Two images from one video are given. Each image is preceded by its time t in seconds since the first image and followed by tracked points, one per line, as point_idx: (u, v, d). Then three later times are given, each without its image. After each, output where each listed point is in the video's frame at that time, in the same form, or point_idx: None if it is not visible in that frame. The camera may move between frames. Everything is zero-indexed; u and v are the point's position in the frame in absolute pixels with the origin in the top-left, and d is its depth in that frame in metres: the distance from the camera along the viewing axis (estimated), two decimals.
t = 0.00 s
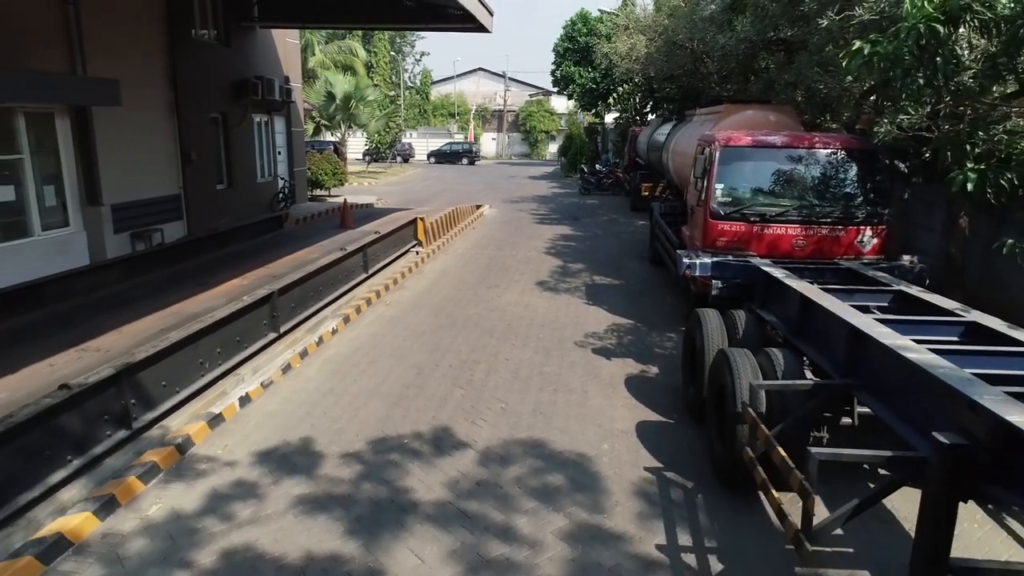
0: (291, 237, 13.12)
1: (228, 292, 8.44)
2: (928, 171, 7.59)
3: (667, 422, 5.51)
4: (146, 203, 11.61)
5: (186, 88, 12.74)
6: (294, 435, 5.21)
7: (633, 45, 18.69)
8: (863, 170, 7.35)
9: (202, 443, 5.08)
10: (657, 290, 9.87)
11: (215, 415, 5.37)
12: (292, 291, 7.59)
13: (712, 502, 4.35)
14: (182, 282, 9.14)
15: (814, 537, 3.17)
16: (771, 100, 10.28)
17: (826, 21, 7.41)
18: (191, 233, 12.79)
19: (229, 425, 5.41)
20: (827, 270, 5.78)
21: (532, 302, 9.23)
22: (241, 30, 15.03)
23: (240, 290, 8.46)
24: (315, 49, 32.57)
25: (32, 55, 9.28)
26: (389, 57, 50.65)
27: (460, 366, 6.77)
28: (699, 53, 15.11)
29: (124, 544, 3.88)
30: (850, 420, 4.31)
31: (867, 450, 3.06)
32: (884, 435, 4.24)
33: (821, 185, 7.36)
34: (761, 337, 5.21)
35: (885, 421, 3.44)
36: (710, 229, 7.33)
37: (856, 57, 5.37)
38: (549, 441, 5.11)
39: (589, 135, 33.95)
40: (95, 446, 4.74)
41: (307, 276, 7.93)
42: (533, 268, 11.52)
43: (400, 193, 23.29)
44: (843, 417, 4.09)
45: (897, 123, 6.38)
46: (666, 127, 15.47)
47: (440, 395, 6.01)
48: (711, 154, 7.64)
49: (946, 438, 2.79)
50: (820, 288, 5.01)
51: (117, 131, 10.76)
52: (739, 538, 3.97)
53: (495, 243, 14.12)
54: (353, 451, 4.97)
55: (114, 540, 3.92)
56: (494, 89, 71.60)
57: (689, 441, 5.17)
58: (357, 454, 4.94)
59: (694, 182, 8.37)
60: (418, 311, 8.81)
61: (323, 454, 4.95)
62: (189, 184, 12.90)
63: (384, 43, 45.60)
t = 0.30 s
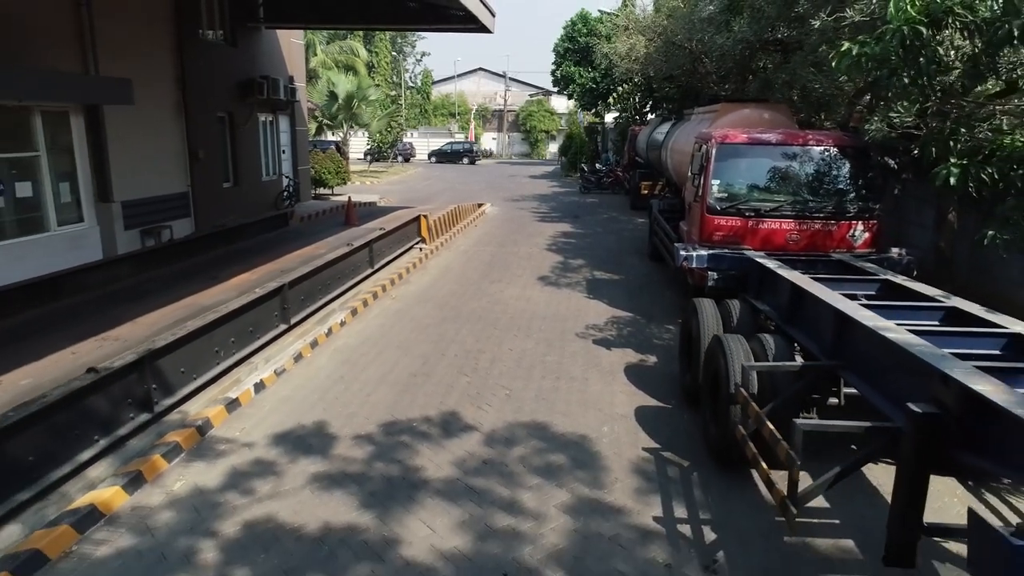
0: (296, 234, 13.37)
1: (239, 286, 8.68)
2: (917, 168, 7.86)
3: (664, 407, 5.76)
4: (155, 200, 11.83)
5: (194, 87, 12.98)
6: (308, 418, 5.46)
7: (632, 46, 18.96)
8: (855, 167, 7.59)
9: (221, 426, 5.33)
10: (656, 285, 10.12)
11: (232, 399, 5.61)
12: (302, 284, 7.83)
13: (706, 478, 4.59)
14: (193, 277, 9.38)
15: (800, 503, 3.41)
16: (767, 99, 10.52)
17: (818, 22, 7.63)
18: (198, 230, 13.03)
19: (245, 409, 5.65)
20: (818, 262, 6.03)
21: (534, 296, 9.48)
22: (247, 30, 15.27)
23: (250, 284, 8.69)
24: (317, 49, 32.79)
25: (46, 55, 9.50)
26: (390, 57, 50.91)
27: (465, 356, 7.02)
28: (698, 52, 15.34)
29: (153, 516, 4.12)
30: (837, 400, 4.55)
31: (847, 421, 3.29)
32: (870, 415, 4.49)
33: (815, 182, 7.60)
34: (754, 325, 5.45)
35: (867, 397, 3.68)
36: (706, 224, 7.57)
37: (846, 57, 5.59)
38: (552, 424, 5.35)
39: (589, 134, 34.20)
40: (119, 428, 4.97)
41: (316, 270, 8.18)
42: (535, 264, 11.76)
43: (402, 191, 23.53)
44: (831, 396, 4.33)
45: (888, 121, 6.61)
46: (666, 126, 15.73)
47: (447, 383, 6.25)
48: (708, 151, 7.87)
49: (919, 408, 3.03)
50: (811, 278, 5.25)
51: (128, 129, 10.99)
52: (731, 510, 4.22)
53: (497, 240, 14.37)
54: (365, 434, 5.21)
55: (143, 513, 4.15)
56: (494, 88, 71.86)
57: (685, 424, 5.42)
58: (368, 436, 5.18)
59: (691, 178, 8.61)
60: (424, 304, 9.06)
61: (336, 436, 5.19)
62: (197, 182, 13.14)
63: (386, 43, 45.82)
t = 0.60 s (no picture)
0: (302, 231, 13.61)
1: (249, 280, 8.91)
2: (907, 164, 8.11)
3: (663, 392, 6.00)
4: (164, 198, 12.05)
5: (201, 86, 13.22)
6: (322, 403, 5.70)
7: (632, 46, 19.22)
8: (848, 164, 7.82)
9: (238, 410, 5.56)
10: (655, 280, 10.35)
11: (248, 385, 5.84)
12: (311, 277, 8.06)
13: (702, 457, 4.83)
14: (203, 271, 9.61)
15: (790, 472, 3.64)
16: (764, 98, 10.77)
17: (811, 22, 7.87)
18: (206, 227, 13.26)
19: (260, 395, 5.88)
20: (811, 254, 6.27)
21: (536, 290, 9.72)
22: (253, 30, 15.51)
23: (260, 278, 8.93)
24: (318, 49, 33.02)
25: (60, 55, 9.73)
26: (391, 57, 51.16)
27: (470, 345, 7.26)
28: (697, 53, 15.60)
29: (179, 490, 4.36)
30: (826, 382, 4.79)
31: (833, 397, 3.52)
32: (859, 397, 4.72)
33: (809, 178, 7.82)
34: (749, 313, 5.68)
35: (853, 377, 3.91)
36: (704, 219, 7.81)
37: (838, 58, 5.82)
38: (555, 408, 5.58)
39: (589, 133, 34.44)
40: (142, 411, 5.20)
41: (324, 264, 8.41)
42: (536, 260, 12.01)
43: (405, 190, 23.76)
44: (822, 378, 4.55)
45: (879, 118, 6.85)
46: (665, 124, 15.98)
47: (454, 370, 6.49)
48: (706, 148, 8.09)
49: (898, 382, 3.26)
50: (804, 268, 5.48)
51: (139, 128, 11.23)
52: (726, 485, 4.45)
53: (499, 237, 14.61)
54: (377, 417, 5.45)
55: (169, 488, 4.39)
56: (494, 88, 72.10)
57: (683, 408, 5.66)
58: (380, 419, 5.41)
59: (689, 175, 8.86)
60: (429, 297, 9.29)
61: (349, 419, 5.42)
62: (204, 180, 13.37)
63: (387, 43, 46.08)
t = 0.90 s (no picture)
0: (307, 228, 13.84)
1: (259, 274, 9.14)
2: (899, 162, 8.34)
3: (661, 380, 6.23)
4: (173, 195, 12.27)
5: (208, 86, 13.45)
6: (333, 389, 5.93)
7: (632, 46, 19.49)
8: (842, 161, 8.05)
9: (254, 396, 5.79)
10: (654, 275, 10.59)
11: (262, 372, 6.07)
12: (319, 271, 8.29)
13: (699, 439, 5.06)
14: (213, 266, 9.83)
15: (779, 447, 3.89)
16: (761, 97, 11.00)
17: (805, 23, 8.11)
18: (213, 224, 13.49)
19: (274, 381, 6.11)
20: (804, 247, 6.50)
21: (539, 284, 9.95)
22: (259, 31, 15.76)
23: (269, 272, 9.16)
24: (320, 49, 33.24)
25: (74, 55, 9.98)
26: (392, 57, 51.39)
27: (475, 336, 7.49)
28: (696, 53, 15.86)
29: (201, 468, 4.60)
30: (817, 366, 5.02)
31: (817, 375, 3.78)
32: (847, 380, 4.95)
33: (805, 174, 8.05)
34: (744, 304, 5.91)
35: (840, 360, 4.14)
36: (702, 214, 8.04)
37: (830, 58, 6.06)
38: (558, 394, 5.82)
39: (590, 133, 34.70)
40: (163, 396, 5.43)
41: (332, 259, 8.63)
42: (538, 256, 12.24)
43: (408, 189, 24.00)
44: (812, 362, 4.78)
45: (871, 116, 7.07)
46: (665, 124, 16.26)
47: (459, 359, 6.73)
48: (703, 145, 8.31)
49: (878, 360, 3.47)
50: (796, 259, 5.70)
51: (149, 126, 11.45)
52: (721, 464, 4.68)
53: (501, 234, 14.85)
54: (387, 402, 5.69)
55: (192, 466, 4.62)
56: (495, 88, 72.35)
57: (680, 394, 5.89)
58: (390, 404, 5.65)
59: (687, 172, 9.08)
60: (434, 291, 9.53)
61: (360, 403, 5.66)
62: (211, 178, 13.59)
63: (388, 43, 46.33)
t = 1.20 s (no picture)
0: (312, 225, 14.07)
1: (267, 269, 9.37)
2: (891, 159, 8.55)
3: (659, 368, 6.46)
4: (181, 192, 12.49)
5: (215, 86, 13.68)
6: (344, 377, 6.16)
7: (631, 47, 19.75)
8: (836, 158, 8.29)
9: (268, 383, 6.02)
10: (654, 270, 10.83)
11: (275, 361, 6.29)
12: (327, 266, 8.52)
13: (695, 422, 5.29)
14: (222, 262, 10.06)
15: (769, 425, 4.17)
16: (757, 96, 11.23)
17: (799, 25, 8.34)
18: (220, 222, 13.71)
19: (286, 369, 6.35)
20: (798, 242, 6.74)
21: (541, 279, 10.19)
22: (264, 31, 15.99)
23: (277, 267, 9.39)
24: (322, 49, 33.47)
25: (86, 55, 10.22)
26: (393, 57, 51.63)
27: (479, 328, 7.72)
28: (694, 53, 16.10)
29: (221, 448, 4.83)
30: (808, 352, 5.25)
31: (807, 360, 4.10)
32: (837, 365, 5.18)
33: (799, 171, 8.28)
34: (739, 294, 6.13)
35: (828, 344, 4.38)
36: (699, 210, 8.27)
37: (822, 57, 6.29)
38: (560, 381, 6.05)
39: (590, 132, 34.96)
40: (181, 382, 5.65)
41: (339, 254, 8.86)
42: (540, 252, 12.49)
43: (410, 188, 24.25)
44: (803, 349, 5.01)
45: (863, 114, 7.31)
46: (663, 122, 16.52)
47: (465, 349, 6.97)
48: (701, 143, 8.53)
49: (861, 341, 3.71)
50: (789, 251, 5.93)
51: (158, 124, 11.68)
52: (716, 445, 4.92)
53: (503, 232, 15.09)
54: (396, 388, 5.92)
55: (211, 446, 4.86)
56: (495, 88, 72.62)
57: (677, 381, 6.13)
58: (398, 391, 5.88)
59: (685, 169, 9.32)
60: (438, 286, 9.77)
61: (370, 390, 5.89)
62: (218, 175, 13.82)
63: (389, 43, 46.59)
